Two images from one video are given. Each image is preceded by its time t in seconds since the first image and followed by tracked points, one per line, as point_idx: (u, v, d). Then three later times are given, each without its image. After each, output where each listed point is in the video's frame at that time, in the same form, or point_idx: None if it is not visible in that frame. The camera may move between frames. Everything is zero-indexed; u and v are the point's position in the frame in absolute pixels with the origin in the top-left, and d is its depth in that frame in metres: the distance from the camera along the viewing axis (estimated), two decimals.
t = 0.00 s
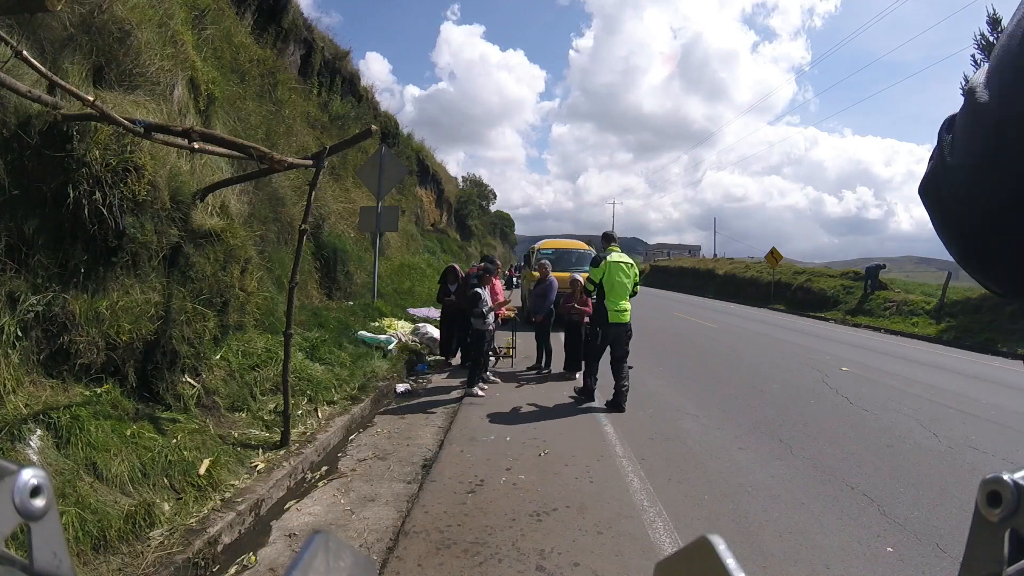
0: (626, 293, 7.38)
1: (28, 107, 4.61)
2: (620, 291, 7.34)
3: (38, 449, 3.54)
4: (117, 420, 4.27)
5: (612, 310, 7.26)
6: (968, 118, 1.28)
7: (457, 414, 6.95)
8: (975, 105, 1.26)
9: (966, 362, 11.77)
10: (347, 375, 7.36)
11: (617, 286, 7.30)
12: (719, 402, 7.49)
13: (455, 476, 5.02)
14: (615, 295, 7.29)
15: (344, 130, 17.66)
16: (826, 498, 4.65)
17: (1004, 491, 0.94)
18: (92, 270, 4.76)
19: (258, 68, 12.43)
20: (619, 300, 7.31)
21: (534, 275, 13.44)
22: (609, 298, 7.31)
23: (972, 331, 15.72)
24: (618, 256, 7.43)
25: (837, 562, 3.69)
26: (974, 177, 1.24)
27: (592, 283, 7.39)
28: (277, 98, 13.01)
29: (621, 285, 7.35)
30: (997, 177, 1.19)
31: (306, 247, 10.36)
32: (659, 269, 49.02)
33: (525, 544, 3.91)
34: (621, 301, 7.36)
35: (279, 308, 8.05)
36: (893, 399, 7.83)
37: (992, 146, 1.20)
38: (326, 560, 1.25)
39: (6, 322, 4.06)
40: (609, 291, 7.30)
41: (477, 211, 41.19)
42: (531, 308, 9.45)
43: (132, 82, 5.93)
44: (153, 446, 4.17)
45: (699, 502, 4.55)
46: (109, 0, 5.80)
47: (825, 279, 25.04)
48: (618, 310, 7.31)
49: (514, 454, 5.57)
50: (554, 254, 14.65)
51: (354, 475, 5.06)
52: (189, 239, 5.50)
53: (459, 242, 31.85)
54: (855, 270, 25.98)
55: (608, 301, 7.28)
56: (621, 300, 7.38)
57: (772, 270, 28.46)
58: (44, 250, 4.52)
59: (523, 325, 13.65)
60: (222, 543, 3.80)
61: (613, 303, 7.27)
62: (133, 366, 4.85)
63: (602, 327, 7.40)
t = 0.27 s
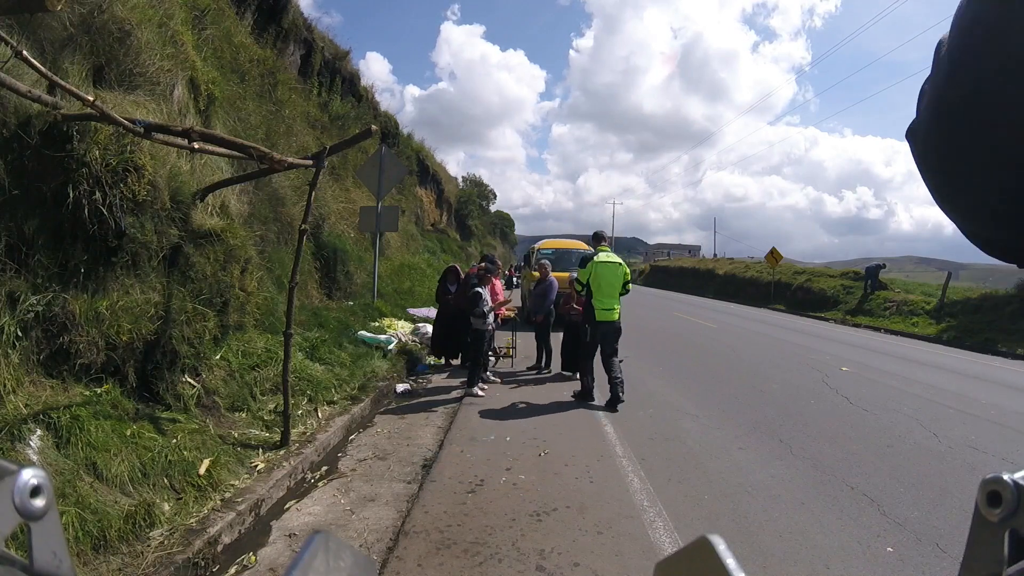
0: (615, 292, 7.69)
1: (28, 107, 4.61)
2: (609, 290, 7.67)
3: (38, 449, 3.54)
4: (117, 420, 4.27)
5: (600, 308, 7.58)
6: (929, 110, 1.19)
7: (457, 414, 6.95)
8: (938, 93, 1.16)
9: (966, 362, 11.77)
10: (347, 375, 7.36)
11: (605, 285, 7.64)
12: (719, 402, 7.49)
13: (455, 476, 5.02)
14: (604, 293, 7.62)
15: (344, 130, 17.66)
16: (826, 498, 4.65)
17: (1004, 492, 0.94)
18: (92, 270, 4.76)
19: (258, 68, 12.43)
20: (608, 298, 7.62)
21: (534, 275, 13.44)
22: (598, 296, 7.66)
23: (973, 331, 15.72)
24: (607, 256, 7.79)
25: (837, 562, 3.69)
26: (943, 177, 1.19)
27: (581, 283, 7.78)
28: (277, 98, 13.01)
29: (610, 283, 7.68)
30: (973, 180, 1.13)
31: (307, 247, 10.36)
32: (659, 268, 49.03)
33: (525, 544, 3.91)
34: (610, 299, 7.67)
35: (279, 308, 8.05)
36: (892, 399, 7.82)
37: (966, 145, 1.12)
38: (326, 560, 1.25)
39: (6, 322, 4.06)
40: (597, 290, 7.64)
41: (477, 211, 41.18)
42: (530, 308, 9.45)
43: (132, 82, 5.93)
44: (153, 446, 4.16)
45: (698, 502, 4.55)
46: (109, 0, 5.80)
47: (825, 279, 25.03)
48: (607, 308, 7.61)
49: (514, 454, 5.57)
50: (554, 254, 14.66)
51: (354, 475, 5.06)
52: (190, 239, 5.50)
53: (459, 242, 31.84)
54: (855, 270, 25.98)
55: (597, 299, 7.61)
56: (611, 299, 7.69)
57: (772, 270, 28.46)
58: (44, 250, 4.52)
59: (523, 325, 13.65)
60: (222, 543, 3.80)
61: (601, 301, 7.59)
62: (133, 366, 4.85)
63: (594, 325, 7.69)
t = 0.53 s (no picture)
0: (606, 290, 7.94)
1: (28, 107, 4.60)
2: (600, 289, 7.93)
3: (38, 449, 3.54)
4: (117, 420, 4.27)
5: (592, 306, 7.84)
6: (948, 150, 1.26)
7: (457, 414, 6.95)
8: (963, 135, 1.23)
9: (966, 362, 11.77)
10: (347, 375, 7.36)
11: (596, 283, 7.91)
12: (719, 402, 7.49)
13: (455, 476, 5.02)
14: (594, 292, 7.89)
15: (344, 130, 17.66)
16: (826, 498, 4.65)
17: (1004, 492, 0.94)
18: (92, 270, 4.76)
19: (258, 68, 12.43)
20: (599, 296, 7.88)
21: (534, 275, 13.45)
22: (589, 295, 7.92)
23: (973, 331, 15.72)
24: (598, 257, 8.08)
25: (837, 562, 3.69)
26: (945, 211, 1.24)
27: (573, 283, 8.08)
28: (277, 98, 13.01)
29: (601, 283, 7.94)
30: (971, 212, 1.18)
31: (307, 247, 10.36)
32: (659, 268, 49.02)
33: (525, 544, 3.91)
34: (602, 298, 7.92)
35: (279, 308, 8.05)
36: (892, 399, 7.82)
37: (973, 181, 1.18)
38: (326, 561, 1.25)
39: (6, 322, 4.06)
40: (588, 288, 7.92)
41: (477, 211, 41.17)
42: (529, 308, 9.43)
43: (132, 82, 5.93)
44: (153, 446, 4.16)
45: (698, 502, 4.55)
46: (109, 0, 5.80)
47: (826, 279, 25.03)
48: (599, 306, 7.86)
49: (514, 454, 5.57)
50: (554, 254, 14.66)
51: (354, 475, 5.06)
52: (189, 239, 5.50)
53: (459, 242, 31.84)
54: (855, 270, 25.97)
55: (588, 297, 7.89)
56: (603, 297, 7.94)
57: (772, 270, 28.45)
58: (44, 250, 4.51)
59: (523, 325, 13.65)
60: (222, 543, 3.80)
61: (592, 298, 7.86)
62: (133, 366, 4.85)
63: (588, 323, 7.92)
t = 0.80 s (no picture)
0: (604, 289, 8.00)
1: (28, 107, 4.60)
2: (598, 288, 7.99)
3: (38, 449, 3.54)
4: (117, 420, 4.27)
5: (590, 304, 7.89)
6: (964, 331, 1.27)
7: (457, 414, 6.95)
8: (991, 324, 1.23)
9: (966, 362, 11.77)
10: (347, 375, 7.36)
11: (594, 282, 7.97)
12: (719, 402, 7.49)
13: (455, 476, 5.02)
14: (593, 290, 7.95)
15: (344, 130, 17.66)
16: (826, 498, 4.65)
17: (1003, 492, 0.92)
18: (92, 270, 4.76)
19: (258, 68, 12.43)
20: (597, 294, 7.93)
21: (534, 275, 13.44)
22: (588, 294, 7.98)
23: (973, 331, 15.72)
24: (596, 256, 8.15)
25: (837, 562, 3.68)
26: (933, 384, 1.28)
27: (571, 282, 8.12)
28: (277, 98, 13.01)
29: (599, 282, 8.00)
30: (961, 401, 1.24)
31: (307, 247, 10.36)
32: (659, 268, 49.03)
33: (525, 544, 3.91)
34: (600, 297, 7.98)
35: (279, 308, 8.05)
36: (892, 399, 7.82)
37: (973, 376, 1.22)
38: (326, 560, 1.25)
39: (6, 322, 4.06)
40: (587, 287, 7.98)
41: (477, 211, 41.16)
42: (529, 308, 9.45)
43: (132, 82, 5.93)
44: (153, 446, 4.17)
45: (698, 502, 4.55)
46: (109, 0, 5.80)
47: (826, 279, 25.02)
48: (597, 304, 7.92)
49: (514, 454, 5.57)
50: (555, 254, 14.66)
51: (354, 475, 5.06)
52: (189, 239, 5.50)
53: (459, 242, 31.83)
54: (855, 270, 25.97)
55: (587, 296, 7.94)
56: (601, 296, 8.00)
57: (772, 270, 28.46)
58: (44, 250, 4.51)
59: (523, 325, 13.65)
60: (222, 543, 3.80)
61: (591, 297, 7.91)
62: (133, 366, 4.85)
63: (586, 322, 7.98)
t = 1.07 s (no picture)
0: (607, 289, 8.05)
1: (28, 107, 4.59)
2: (601, 287, 8.02)
3: (38, 449, 3.54)
4: (117, 420, 4.27)
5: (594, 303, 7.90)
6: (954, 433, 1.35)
7: (457, 413, 6.95)
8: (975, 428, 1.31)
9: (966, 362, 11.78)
10: (347, 375, 7.36)
11: (598, 281, 7.99)
12: (719, 402, 7.49)
13: (455, 476, 5.02)
14: (597, 289, 7.97)
15: (344, 130, 17.66)
16: (826, 498, 4.65)
17: (1004, 491, 0.92)
18: (92, 269, 4.76)
19: (258, 68, 12.43)
20: (601, 294, 7.96)
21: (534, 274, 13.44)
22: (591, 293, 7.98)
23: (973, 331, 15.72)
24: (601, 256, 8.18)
25: (837, 562, 3.69)
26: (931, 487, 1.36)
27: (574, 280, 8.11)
28: (277, 98, 13.01)
29: (603, 281, 8.03)
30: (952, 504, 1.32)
31: (306, 247, 10.36)
32: (659, 269, 49.03)
33: (525, 544, 3.91)
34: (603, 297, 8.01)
35: (279, 308, 8.05)
36: (892, 399, 7.83)
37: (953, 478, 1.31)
38: (325, 560, 1.26)
39: (6, 322, 4.06)
40: (591, 286, 7.99)
41: (478, 211, 41.14)
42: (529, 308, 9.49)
43: (132, 82, 5.93)
44: (153, 446, 4.16)
45: (698, 502, 4.55)
46: (109, 0, 5.79)
47: (826, 279, 25.01)
48: (600, 304, 7.94)
49: (514, 454, 5.57)
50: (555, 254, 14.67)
51: (354, 475, 5.06)
52: (189, 239, 5.50)
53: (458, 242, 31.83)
54: (855, 270, 25.97)
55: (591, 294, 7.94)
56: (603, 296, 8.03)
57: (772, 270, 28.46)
58: (44, 250, 4.51)
59: (523, 325, 13.66)
60: (222, 543, 3.80)
61: (595, 296, 7.93)
62: (133, 366, 4.86)
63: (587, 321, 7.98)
